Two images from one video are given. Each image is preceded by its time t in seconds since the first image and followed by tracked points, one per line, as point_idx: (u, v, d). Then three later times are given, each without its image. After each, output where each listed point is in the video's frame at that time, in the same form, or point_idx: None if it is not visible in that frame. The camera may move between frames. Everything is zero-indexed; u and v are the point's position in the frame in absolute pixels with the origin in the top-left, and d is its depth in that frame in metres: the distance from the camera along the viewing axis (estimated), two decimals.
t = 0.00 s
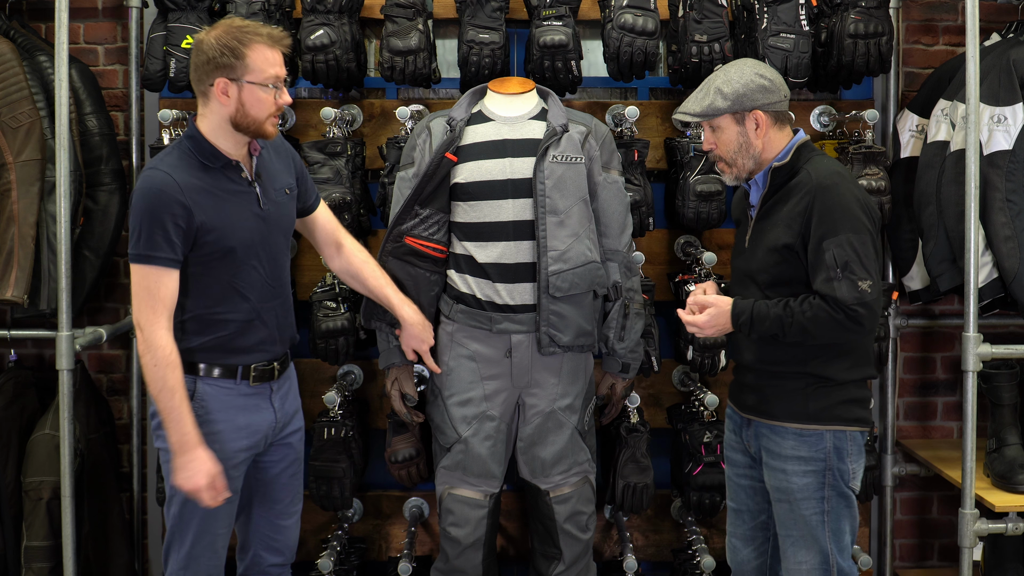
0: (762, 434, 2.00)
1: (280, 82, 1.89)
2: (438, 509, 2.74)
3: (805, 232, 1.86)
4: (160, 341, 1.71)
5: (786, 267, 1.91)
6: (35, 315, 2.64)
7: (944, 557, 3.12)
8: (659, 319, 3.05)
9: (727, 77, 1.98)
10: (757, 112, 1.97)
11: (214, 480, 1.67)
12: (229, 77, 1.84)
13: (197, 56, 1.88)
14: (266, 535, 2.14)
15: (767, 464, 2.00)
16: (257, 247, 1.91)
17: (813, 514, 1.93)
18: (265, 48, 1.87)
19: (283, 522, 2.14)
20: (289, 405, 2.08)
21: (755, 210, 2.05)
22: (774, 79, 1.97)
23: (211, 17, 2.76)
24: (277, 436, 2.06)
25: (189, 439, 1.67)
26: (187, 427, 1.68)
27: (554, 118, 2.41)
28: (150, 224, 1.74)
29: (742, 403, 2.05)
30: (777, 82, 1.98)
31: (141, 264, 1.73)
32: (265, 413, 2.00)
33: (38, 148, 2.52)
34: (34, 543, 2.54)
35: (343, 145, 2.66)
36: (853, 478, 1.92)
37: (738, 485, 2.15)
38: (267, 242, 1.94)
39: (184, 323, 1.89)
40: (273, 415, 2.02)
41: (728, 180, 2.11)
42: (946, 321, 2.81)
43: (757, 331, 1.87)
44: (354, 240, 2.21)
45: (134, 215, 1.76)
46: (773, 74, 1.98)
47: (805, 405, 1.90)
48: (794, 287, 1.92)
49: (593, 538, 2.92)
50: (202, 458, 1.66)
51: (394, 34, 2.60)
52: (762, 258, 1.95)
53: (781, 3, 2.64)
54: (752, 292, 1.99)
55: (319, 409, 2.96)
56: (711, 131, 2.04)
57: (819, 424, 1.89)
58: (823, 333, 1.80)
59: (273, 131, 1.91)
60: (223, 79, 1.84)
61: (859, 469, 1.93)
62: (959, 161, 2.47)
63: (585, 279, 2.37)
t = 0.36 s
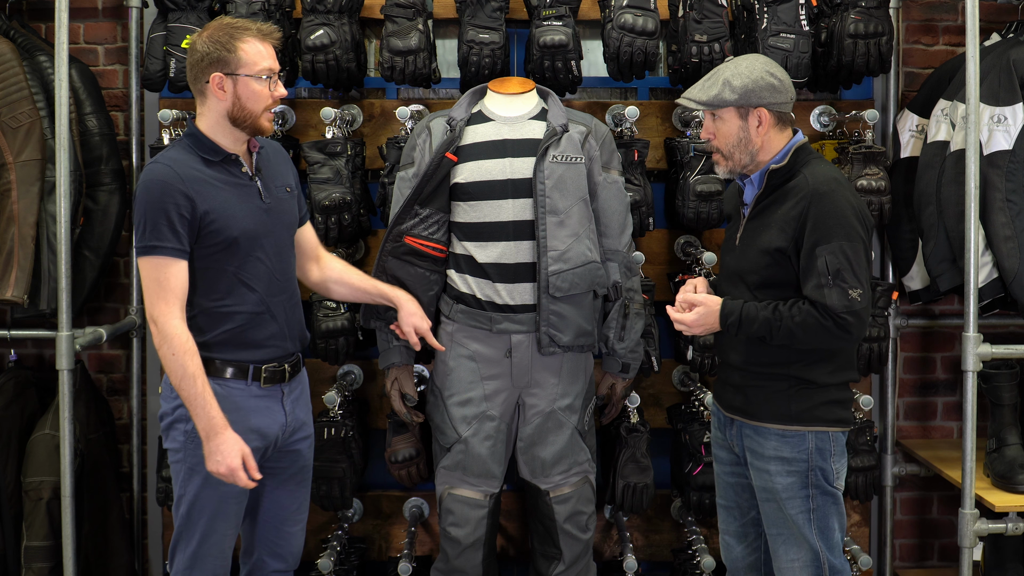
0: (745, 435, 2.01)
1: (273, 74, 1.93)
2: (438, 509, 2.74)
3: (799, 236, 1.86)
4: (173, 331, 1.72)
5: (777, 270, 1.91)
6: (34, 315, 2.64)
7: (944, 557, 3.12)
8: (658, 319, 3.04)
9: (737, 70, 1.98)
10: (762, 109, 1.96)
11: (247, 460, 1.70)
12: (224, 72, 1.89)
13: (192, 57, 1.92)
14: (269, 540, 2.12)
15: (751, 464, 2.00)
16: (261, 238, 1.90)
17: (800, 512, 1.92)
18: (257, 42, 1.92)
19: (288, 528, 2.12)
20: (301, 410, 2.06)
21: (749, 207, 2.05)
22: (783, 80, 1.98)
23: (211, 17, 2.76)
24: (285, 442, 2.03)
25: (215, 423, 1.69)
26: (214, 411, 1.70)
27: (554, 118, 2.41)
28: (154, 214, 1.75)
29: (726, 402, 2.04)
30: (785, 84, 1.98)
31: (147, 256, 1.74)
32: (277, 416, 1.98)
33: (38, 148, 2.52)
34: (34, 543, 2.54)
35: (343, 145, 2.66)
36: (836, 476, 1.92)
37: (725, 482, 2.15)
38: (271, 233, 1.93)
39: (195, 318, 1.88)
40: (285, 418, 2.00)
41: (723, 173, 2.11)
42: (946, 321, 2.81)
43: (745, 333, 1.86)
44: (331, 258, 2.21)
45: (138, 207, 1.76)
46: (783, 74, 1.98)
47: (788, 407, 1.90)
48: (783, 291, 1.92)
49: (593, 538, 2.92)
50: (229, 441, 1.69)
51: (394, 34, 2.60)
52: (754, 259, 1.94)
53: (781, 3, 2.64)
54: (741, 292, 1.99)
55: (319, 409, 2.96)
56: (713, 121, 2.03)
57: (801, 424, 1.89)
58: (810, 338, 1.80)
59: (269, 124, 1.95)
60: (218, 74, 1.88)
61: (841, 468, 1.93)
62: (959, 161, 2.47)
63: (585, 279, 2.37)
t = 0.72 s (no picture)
0: (743, 436, 2.01)
1: (282, 75, 1.94)
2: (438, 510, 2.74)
3: (800, 234, 1.85)
4: (176, 327, 1.72)
5: (778, 269, 1.91)
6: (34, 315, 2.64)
7: (944, 557, 3.12)
8: (658, 319, 3.04)
9: (738, 66, 1.98)
10: (761, 106, 1.96)
11: (229, 463, 1.74)
12: (234, 72, 1.88)
13: (203, 56, 1.92)
14: (268, 539, 2.12)
15: (749, 466, 2.00)
16: (267, 238, 1.91)
17: (799, 514, 1.92)
18: (267, 44, 1.93)
19: (286, 526, 2.12)
20: (298, 407, 2.07)
21: (748, 206, 2.05)
22: (783, 78, 1.98)
23: (211, 17, 2.76)
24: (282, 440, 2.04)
25: (202, 424, 1.72)
26: (203, 411, 1.72)
27: (554, 118, 2.41)
28: (167, 208, 1.74)
29: (724, 404, 2.04)
30: (785, 82, 1.98)
31: (155, 249, 1.73)
32: (275, 414, 1.98)
33: (38, 148, 2.52)
34: (34, 543, 2.54)
35: (343, 145, 2.65)
36: (835, 477, 1.92)
37: (723, 484, 2.15)
38: (276, 233, 1.94)
39: (196, 314, 1.88)
40: (283, 415, 2.00)
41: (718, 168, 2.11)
42: (946, 321, 2.81)
43: (747, 331, 1.86)
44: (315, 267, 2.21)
45: (149, 200, 1.75)
46: (784, 71, 1.98)
47: (786, 408, 1.90)
48: (783, 289, 1.92)
49: (593, 538, 2.92)
50: (216, 442, 1.72)
51: (394, 34, 2.60)
52: (753, 257, 1.94)
53: (780, 3, 2.64)
54: (740, 291, 1.98)
55: (319, 409, 2.96)
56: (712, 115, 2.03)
57: (799, 425, 1.89)
58: (812, 336, 1.80)
59: (277, 124, 1.96)
60: (228, 75, 1.88)
61: (839, 468, 1.92)
62: (958, 161, 2.47)
63: (585, 279, 2.37)
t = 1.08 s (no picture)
0: (748, 437, 2.00)
1: (288, 102, 1.91)
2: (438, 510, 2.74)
3: (801, 233, 1.85)
4: (170, 324, 1.71)
5: (780, 269, 1.91)
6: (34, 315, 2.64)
7: (944, 557, 3.12)
8: (658, 319, 3.04)
9: (733, 68, 1.97)
10: (757, 107, 1.96)
11: (239, 452, 1.72)
12: (241, 85, 1.85)
13: (217, 54, 1.88)
14: (262, 538, 2.12)
15: (755, 467, 2.00)
16: (256, 238, 1.92)
17: (804, 514, 1.92)
18: (285, 68, 1.88)
19: (279, 526, 2.12)
20: (287, 406, 2.07)
21: (748, 206, 2.05)
22: (779, 78, 1.96)
23: (211, 17, 2.76)
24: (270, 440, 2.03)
25: (206, 417, 1.70)
26: (208, 404, 1.71)
27: (554, 118, 2.41)
28: (157, 206, 1.74)
29: (728, 404, 2.04)
30: (782, 82, 1.96)
31: (144, 247, 1.73)
32: (263, 412, 1.98)
33: (38, 148, 2.52)
34: (34, 543, 2.54)
35: (343, 145, 2.65)
36: (840, 477, 1.92)
37: (727, 484, 2.15)
38: (265, 235, 1.95)
39: (186, 312, 1.87)
40: (271, 413, 2.00)
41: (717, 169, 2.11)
42: (946, 321, 2.81)
43: (750, 330, 1.86)
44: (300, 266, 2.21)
45: (139, 197, 1.75)
46: (779, 71, 1.97)
47: (791, 408, 1.90)
48: (787, 288, 1.92)
49: (593, 538, 2.92)
50: (224, 433, 1.71)
51: (394, 34, 2.60)
52: (754, 257, 1.94)
53: (781, 3, 2.64)
54: (742, 291, 1.98)
55: (319, 409, 2.96)
56: (709, 118, 2.03)
57: (804, 425, 1.89)
58: (816, 335, 1.80)
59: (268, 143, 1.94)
60: (235, 84, 1.85)
61: (845, 468, 1.92)
62: (958, 161, 2.47)
63: (585, 279, 2.37)
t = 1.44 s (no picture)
0: (750, 437, 2.00)
1: (292, 119, 1.94)
2: (438, 509, 2.74)
3: (802, 233, 1.85)
4: (159, 333, 1.70)
5: (781, 269, 1.91)
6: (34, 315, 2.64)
7: (944, 557, 3.12)
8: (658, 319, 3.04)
9: (719, 81, 1.95)
10: (751, 114, 1.95)
11: (204, 470, 1.75)
12: (250, 95, 1.87)
13: (228, 61, 1.89)
14: (258, 538, 2.12)
15: (756, 466, 2.00)
16: (248, 248, 1.93)
17: (806, 514, 1.92)
18: (294, 85, 1.91)
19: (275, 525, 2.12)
20: (265, 403, 2.08)
21: (749, 206, 2.05)
22: (767, 79, 1.94)
23: (211, 17, 2.76)
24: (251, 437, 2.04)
25: (179, 433, 1.72)
26: (182, 419, 1.72)
27: (554, 118, 2.41)
28: (159, 214, 1.73)
29: (730, 404, 2.04)
30: (770, 82, 1.95)
31: (142, 254, 1.71)
32: (245, 410, 1.99)
33: (38, 148, 2.52)
34: (33, 543, 2.54)
35: (343, 145, 2.66)
36: (842, 477, 1.92)
37: (729, 484, 2.15)
38: (256, 244, 1.96)
39: (176, 316, 1.87)
40: (252, 411, 2.01)
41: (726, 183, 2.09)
42: (946, 321, 2.81)
43: (751, 331, 1.86)
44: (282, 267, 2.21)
45: (139, 203, 1.73)
46: (765, 73, 1.95)
47: (793, 407, 1.90)
48: (788, 287, 1.92)
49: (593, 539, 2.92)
50: (193, 449, 1.73)
51: (394, 34, 2.60)
52: (756, 257, 1.94)
53: (781, 3, 2.64)
54: (744, 291, 1.99)
55: (319, 409, 2.96)
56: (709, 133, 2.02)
57: (806, 425, 1.89)
58: (817, 334, 1.80)
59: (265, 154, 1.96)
60: (243, 94, 1.86)
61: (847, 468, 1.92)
62: (959, 161, 2.47)
63: (585, 279, 2.37)
